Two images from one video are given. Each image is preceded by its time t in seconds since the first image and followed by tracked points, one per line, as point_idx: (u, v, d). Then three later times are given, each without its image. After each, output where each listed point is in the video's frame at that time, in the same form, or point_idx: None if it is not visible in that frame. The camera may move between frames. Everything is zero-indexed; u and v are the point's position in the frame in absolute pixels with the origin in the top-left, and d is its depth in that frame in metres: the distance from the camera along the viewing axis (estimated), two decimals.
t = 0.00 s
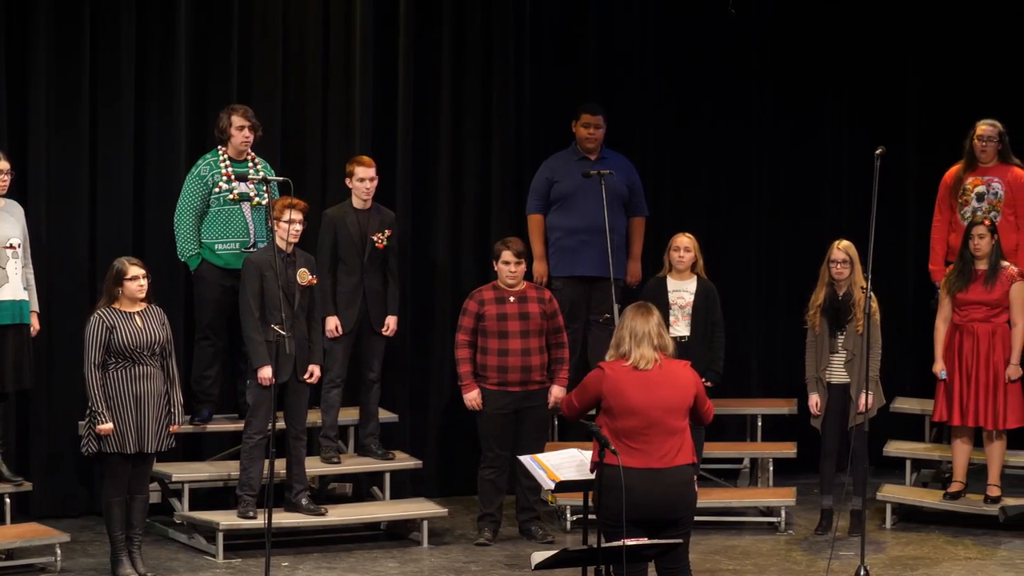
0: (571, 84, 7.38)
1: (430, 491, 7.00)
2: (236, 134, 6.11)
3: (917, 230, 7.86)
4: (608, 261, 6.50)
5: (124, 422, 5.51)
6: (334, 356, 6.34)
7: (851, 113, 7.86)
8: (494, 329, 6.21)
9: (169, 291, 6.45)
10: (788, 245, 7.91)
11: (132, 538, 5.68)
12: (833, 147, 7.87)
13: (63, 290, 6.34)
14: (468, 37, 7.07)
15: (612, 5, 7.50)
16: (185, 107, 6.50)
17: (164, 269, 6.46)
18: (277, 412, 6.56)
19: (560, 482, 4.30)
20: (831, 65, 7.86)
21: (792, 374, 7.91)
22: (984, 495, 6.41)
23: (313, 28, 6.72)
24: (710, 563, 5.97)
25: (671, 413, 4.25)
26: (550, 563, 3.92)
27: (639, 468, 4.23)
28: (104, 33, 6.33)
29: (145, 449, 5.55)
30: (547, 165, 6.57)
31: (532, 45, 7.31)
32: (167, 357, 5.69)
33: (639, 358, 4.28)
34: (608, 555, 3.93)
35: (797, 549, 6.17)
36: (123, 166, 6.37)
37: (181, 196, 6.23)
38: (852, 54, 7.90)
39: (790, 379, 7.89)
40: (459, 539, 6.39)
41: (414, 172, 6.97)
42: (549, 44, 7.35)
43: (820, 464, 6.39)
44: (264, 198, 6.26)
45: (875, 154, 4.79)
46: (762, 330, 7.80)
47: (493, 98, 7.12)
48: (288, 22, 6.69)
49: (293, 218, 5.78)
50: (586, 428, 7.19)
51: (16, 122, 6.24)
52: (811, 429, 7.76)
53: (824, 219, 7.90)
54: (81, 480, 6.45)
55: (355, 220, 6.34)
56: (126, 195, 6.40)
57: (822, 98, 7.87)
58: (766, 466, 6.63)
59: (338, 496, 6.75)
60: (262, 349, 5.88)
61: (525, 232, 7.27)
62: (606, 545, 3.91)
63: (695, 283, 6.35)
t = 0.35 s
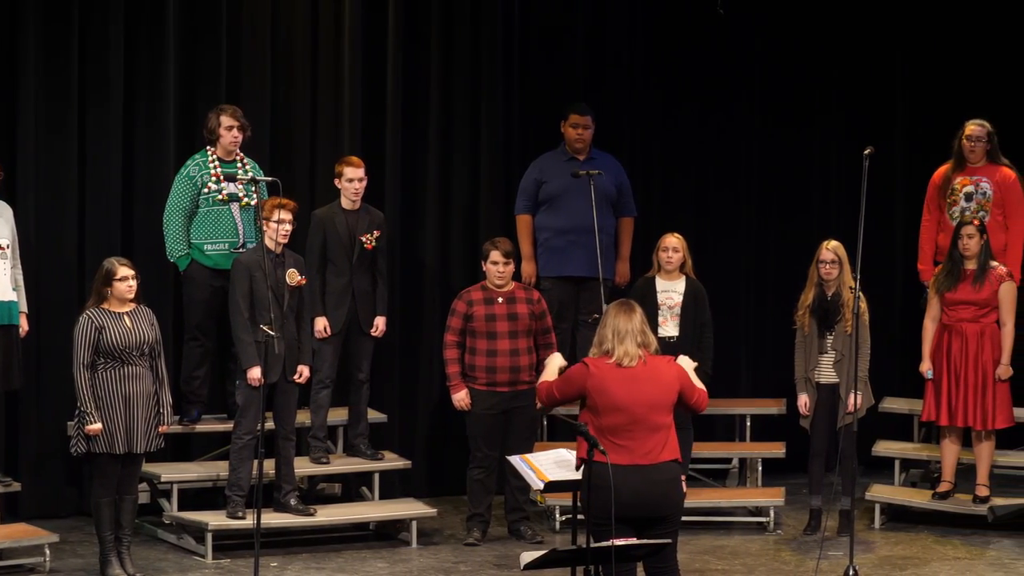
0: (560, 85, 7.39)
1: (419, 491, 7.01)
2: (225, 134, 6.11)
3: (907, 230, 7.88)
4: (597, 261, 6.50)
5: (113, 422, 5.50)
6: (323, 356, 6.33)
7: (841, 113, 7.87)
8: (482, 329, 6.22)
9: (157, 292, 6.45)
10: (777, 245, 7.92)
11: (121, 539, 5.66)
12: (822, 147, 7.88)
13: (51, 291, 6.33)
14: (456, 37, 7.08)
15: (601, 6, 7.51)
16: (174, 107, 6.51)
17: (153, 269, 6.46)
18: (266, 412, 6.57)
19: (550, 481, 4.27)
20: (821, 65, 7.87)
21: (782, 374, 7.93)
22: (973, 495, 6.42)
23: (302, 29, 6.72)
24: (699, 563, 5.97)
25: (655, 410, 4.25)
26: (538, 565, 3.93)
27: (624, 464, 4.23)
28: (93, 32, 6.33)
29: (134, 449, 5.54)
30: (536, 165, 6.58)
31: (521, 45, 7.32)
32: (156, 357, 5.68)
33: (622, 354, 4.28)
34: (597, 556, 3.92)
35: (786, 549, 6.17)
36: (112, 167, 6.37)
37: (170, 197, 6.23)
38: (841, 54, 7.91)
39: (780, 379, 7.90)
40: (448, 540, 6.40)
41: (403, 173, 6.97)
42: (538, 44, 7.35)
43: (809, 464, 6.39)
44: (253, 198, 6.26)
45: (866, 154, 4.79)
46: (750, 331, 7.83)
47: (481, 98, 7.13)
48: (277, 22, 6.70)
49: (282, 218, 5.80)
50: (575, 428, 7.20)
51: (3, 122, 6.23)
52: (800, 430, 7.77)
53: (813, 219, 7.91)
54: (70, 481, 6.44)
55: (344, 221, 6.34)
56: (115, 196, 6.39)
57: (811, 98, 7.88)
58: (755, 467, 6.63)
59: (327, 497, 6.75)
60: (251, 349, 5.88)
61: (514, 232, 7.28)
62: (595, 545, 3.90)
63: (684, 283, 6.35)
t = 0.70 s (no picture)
0: (549, 85, 7.39)
1: (409, 492, 7.01)
2: (215, 134, 6.11)
3: (897, 230, 7.88)
4: (586, 261, 6.51)
5: (103, 422, 5.48)
6: (313, 356, 6.33)
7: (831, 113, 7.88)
8: (472, 330, 6.22)
9: (146, 292, 6.45)
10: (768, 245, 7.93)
11: (110, 539, 5.63)
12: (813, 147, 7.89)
13: (40, 290, 6.33)
14: (446, 38, 7.08)
15: (591, 5, 7.52)
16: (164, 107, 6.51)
17: (142, 269, 6.46)
18: (255, 412, 6.57)
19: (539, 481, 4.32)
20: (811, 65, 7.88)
21: (773, 374, 7.94)
22: (963, 495, 6.42)
23: (291, 29, 6.73)
24: (689, 563, 5.96)
25: (644, 411, 4.25)
26: (528, 565, 3.91)
27: (613, 465, 4.23)
28: (82, 32, 6.33)
29: (124, 449, 5.53)
30: (526, 165, 6.58)
31: (510, 45, 7.32)
32: (146, 357, 5.67)
33: (610, 356, 4.28)
34: (587, 556, 3.90)
35: (775, 549, 6.17)
36: (101, 166, 6.36)
37: (160, 196, 6.23)
38: (831, 54, 7.92)
39: (770, 379, 7.91)
40: (438, 539, 6.40)
41: (393, 173, 6.98)
42: (528, 44, 7.36)
43: (799, 464, 6.39)
44: (243, 198, 6.26)
45: (855, 154, 4.79)
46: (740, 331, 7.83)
47: (471, 99, 7.14)
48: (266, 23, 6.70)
49: (272, 218, 5.80)
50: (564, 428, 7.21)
51: None
52: (790, 430, 7.78)
53: (803, 219, 7.93)
54: (59, 481, 6.44)
55: (333, 221, 6.34)
56: (104, 195, 6.39)
57: (801, 99, 7.89)
58: (745, 466, 6.64)
59: (317, 498, 6.75)
60: (241, 349, 5.87)
61: (503, 232, 7.28)
62: (586, 545, 3.88)
63: (674, 283, 6.35)
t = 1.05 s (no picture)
0: (540, 85, 7.40)
1: (400, 492, 7.02)
2: (206, 134, 6.11)
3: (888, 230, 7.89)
4: (577, 261, 6.51)
5: (93, 422, 5.47)
6: (304, 357, 6.33)
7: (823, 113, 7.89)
8: (462, 330, 6.22)
9: (137, 292, 6.46)
10: (759, 245, 7.94)
11: (101, 539, 5.62)
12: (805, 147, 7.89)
13: (31, 290, 6.33)
14: (436, 38, 7.09)
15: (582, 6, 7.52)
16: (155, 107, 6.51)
17: (133, 269, 6.46)
18: (246, 413, 6.57)
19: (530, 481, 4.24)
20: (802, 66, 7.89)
21: (764, 374, 7.94)
22: (954, 495, 6.42)
23: (282, 30, 6.73)
24: (680, 563, 5.96)
25: (632, 407, 4.25)
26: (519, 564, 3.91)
27: (602, 463, 4.22)
28: (73, 32, 6.33)
29: (114, 449, 5.52)
30: (516, 165, 6.59)
31: (501, 46, 7.33)
32: (136, 357, 5.66)
33: (596, 353, 4.28)
34: (578, 555, 3.89)
35: (766, 549, 6.16)
36: (92, 166, 6.36)
37: (151, 196, 6.23)
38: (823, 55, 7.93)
39: (762, 379, 7.92)
40: (429, 539, 6.40)
41: (384, 173, 6.99)
42: (519, 45, 7.36)
43: (790, 464, 6.39)
44: (234, 199, 6.26)
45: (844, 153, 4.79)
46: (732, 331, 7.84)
47: (462, 99, 7.14)
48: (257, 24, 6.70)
49: (262, 217, 5.79)
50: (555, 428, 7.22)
51: None
52: (781, 430, 7.79)
53: (794, 219, 7.94)
54: (50, 481, 6.44)
55: (324, 221, 6.34)
56: (95, 195, 6.39)
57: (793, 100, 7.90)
58: (736, 466, 6.64)
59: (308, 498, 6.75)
60: (232, 349, 5.87)
61: (494, 233, 7.29)
62: (576, 544, 3.88)
63: (665, 283, 6.36)
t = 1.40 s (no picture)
0: (533, 85, 7.40)
1: (392, 491, 7.02)
2: (198, 134, 6.10)
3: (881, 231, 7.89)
4: (570, 261, 6.50)
5: (85, 422, 5.47)
6: (296, 357, 6.32)
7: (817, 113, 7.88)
8: (455, 330, 6.21)
9: (129, 292, 6.45)
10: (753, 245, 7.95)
11: (94, 540, 5.61)
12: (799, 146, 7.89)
13: (23, 290, 6.32)
14: (429, 39, 7.09)
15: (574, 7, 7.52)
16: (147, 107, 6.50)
17: (125, 269, 6.46)
18: (239, 412, 6.57)
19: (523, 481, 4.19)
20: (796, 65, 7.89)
21: (758, 374, 7.95)
22: (947, 495, 6.42)
23: (274, 30, 6.73)
24: (673, 563, 5.95)
25: (632, 409, 4.24)
26: (512, 563, 3.92)
27: (602, 464, 4.21)
28: (66, 32, 6.31)
29: (106, 449, 5.51)
30: (509, 165, 6.58)
31: (494, 46, 7.33)
32: (127, 358, 5.65)
33: (595, 356, 4.27)
34: (571, 555, 3.91)
35: (759, 549, 6.16)
36: (85, 167, 6.35)
37: (143, 196, 6.22)
38: (816, 55, 7.93)
39: (756, 379, 7.92)
40: (421, 539, 6.39)
41: (376, 173, 6.98)
42: (512, 45, 7.36)
43: (782, 464, 6.39)
44: (226, 198, 6.26)
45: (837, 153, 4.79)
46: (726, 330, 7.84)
47: (454, 99, 7.14)
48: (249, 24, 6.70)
49: (255, 218, 5.77)
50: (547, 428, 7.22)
51: None
52: (774, 429, 7.79)
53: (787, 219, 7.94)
54: (43, 481, 6.43)
55: (316, 221, 6.34)
56: (88, 196, 6.38)
57: (786, 100, 7.90)
58: (729, 466, 6.64)
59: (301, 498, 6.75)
60: (225, 349, 5.86)
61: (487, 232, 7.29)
62: (569, 544, 3.89)
63: (657, 283, 6.35)
